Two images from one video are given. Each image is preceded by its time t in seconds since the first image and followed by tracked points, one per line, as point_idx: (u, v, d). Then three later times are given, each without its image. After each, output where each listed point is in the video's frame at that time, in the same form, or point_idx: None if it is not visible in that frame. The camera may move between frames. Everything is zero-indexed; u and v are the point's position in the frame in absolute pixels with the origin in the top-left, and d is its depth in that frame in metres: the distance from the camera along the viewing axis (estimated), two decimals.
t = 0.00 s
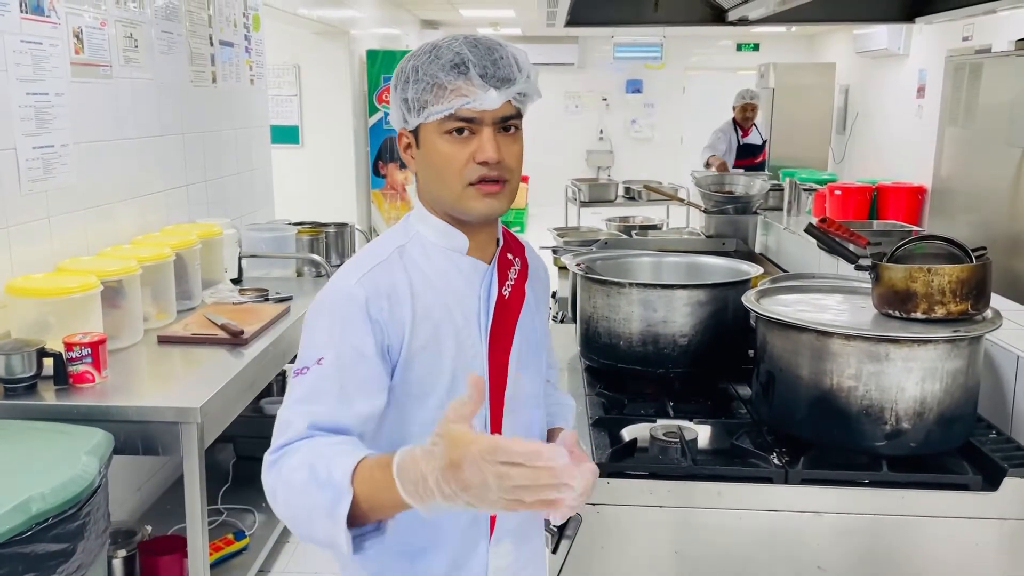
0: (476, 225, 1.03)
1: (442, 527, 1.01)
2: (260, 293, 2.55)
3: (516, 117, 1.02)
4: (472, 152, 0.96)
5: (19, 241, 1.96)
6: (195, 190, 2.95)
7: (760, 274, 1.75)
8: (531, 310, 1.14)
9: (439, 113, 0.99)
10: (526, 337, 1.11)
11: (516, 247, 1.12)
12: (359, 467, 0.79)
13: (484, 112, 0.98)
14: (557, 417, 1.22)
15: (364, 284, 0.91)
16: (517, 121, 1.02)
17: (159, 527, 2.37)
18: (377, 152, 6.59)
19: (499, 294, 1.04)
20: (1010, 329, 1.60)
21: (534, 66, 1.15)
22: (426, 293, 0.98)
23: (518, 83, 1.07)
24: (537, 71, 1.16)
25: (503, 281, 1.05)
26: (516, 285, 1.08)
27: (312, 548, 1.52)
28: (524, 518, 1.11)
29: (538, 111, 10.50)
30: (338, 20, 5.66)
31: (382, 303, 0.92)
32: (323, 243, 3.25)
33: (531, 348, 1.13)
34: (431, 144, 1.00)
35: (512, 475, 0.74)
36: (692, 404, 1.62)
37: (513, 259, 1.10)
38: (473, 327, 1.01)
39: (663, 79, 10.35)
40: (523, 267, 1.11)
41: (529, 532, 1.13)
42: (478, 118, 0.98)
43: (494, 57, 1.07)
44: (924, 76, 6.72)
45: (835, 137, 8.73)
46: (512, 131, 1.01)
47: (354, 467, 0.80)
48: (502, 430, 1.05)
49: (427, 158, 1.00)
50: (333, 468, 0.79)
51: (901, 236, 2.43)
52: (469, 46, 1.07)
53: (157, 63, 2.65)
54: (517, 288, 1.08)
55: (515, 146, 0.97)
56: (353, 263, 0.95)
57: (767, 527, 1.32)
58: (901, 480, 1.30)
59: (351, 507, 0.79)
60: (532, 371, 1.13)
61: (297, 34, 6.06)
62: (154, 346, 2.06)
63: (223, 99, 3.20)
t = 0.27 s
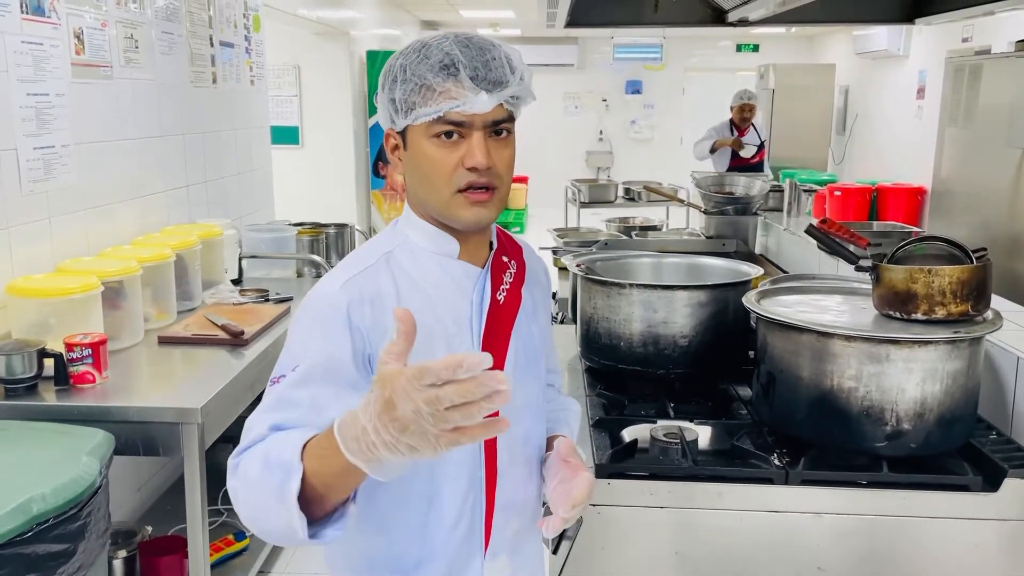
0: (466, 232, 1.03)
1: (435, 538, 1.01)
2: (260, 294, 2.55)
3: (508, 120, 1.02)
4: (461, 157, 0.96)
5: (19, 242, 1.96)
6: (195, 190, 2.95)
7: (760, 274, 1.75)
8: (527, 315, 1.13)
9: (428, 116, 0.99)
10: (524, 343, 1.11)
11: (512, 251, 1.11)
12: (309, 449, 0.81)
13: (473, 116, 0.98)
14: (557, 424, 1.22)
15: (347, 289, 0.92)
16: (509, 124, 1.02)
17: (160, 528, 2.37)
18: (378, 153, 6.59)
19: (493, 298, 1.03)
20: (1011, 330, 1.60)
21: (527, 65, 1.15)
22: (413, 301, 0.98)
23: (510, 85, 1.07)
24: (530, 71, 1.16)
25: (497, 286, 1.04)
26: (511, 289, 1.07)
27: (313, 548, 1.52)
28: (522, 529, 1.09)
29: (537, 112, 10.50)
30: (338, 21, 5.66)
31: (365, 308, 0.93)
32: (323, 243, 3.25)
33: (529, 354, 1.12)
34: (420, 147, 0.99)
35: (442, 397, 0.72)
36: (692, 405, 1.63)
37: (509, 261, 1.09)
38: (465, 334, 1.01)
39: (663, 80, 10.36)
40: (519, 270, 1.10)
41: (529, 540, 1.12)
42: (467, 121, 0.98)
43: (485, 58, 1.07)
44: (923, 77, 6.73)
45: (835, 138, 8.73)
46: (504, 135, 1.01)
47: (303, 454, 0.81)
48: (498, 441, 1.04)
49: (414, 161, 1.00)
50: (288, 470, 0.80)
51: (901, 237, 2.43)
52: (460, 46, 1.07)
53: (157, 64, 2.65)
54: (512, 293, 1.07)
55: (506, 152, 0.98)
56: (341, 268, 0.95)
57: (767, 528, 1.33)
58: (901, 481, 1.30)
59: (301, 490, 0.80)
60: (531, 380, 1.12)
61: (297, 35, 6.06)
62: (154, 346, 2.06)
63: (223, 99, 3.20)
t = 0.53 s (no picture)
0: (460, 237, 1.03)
1: (430, 551, 1.00)
2: (260, 293, 2.55)
3: (507, 126, 1.02)
4: (458, 162, 0.96)
5: (20, 242, 1.96)
6: (195, 190, 2.95)
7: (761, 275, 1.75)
8: (524, 321, 1.14)
9: (426, 119, 0.98)
10: (521, 349, 1.11)
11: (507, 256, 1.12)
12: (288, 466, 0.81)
13: (473, 121, 0.97)
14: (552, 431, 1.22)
15: (339, 299, 0.91)
16: (507, 130, 1.02)
17: (159, 528, 2.37)
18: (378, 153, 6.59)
19: (490, 306, 1.04)
20: (1011, 331, 1.60)
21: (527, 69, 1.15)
22: (405, 310, 0.98)
23: (510, 91, 1.07)
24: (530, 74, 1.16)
25: (494, 292, 1.05)
26: (507, 295, 1.08)
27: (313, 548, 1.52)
28: (519, 539, 1.10)
29: (537, 112, 10.51)
30: (338, 21, 5.66)
31: (357, 319, 0.92)
32: (323, 243, 3.25)
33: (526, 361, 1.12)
34: (415, 151, 0.99)
35: (420, 411, 0.71)
36: (692, 406, 1.63)
37: (505, 266, 1.10)
38: (461, 344, 1.01)
39: (663, 80, 10.36)
40: (514, 275, 1.11)
41: (527, 551, 1.13)
42: (466, 126, 0.97)
43: (486, 61, 1.07)
44: (923, 77, 6.73)
45: (835, 138, 8.74)
46: (502, 141, 1.01)
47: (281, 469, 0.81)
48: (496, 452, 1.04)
49: (410, 165, 0.99)
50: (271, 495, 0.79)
51: (901, 237, 2.43)
52: (461, 48, 1.07)
53: (157, 63, 2.65)
54: (508, 299, 1.08)
55: (504, 158, 0.98)
56: (332, 275, 0.95)
57: (767, 528, 1.33)
58: (901, 481, 1.31)
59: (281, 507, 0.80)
60: (529, 389, 1.12)
61: (297, 35, 6.06)
62: (155, 346, 2.06)
63: (223, 99, 3.20)
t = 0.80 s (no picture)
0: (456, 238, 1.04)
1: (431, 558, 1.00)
2: (259, 292, 2.55)
3: (511, 135, 1.02)
4: (461, 169, 0.96)
5: (19, 240, 1.96)
6: (194, 188, 2.95)
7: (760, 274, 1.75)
8: (521, 323, 1.15)
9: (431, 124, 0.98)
10: (518, 350, 1.12)
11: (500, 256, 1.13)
12: (299, 475, 0.79)
13: (479, 129, 0.97)
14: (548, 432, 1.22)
15: (337, 303, 0.91)
16: (510, 138, 1.03)
17: (158, 526, 2.37)
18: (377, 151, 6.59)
19: (488, 307, 1.05)
20: (1009, 329, 1.61)
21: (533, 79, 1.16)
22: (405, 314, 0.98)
23: (517, 100, 1.08)
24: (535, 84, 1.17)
25: (491, 294, 1.06)
26: (503, 296, 1.09)
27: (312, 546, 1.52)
28: (519, 544, 1.10)
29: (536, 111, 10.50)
30: (337, 19, 5.65)
31: (357, 323, 0.92)
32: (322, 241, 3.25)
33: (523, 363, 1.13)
34: (417, 155, 0.99)
35: (445, 405, 0.68)
36: (691, 404, 1.63)
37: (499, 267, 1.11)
38: (461, 348, 1.01)
39: (662, 79, 10.36)
40: (509, 275, 1.12)
41: (526, 555, 1.13)
42: (471, 134, 0.97)
43: (496, 69, 1.08)
44: (922, 76, 6.73)
45: (835, 137, 8.74)
46: (504, 149, 1.01)
47: (292, 478, 0.80)
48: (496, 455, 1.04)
49: (411, 168, 0.99)
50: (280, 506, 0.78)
51: (900, 236, 2.44)
52: (470, 53, 1.07)
53: (156, 62, 2.65)
54: (505, 300, 1.08)
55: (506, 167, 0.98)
56: (327, 280, 0.94)
57: (766, 526, 1.33)
58: (899, 480, 1.31)
59: (291, 518, 0.79)
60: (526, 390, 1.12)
61: (296, 33, 6.06)
62: (154, 344, 2.06)
63: (222, 97, 3.20)
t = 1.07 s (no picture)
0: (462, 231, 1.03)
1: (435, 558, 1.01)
2: (258, 289, 2.55)
3: (515, 119, 1.02)
4: (470, 156, 0.96)
5: (16, 236, 1.96)
6: (193, 185, 2.95)
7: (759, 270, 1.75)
8: (519, 319, 1.15)
9: (439, 111, 0.98)
10: (518, 347, 1.13)
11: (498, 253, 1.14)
12: (345, 523, 0.76)
13: (486, 113, 0.97)
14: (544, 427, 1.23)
15: (349, 307, 0.89)
16: (516, 123, 1.03)
17: (157, 523, 2.37)
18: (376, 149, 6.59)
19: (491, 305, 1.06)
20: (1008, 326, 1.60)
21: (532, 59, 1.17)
22: (416, 315, 0.96)
23: (520, 83, 1.09)
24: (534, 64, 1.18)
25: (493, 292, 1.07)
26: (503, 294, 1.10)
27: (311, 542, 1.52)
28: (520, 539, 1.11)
29: (535, 108, 10.50)
30: (336, 17, 5.65)
31: (369, 327, 0.90)
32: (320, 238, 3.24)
33: (523, 359, 1.14)
34: (425, 146, 0.98)
35: (525, 550, 0.68)
36: (689, 401, 1.63)
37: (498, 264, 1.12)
38: (468, 348, 1.00)
39: (661, 76, 10.35)
40: (507, 273, 1.13)
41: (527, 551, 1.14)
42: (478, 119, 0.97)
43: (498, 52, 1.08)
44: (921, 74, 6.73)
45: (834, 135, 8.74)
46: (509, 135, 1.01)
47: (339, 522, 0.76)
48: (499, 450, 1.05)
49: (419, 159, 0.98)
50: (312, 526, 0.76)
51: (899, 233, 2.43)
52: (472, 37, 1.08)
53: (154, 58, 2.64)
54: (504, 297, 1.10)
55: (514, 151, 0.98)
56: (333, 283, 0.92)
57: (764, 523, 1.33)
58: (897, 476, 1.31)
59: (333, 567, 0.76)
60: (525, 385, 1.14)
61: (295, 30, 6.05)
62: (152, 341, 2.06)
63: (220, 94, 3.19)
